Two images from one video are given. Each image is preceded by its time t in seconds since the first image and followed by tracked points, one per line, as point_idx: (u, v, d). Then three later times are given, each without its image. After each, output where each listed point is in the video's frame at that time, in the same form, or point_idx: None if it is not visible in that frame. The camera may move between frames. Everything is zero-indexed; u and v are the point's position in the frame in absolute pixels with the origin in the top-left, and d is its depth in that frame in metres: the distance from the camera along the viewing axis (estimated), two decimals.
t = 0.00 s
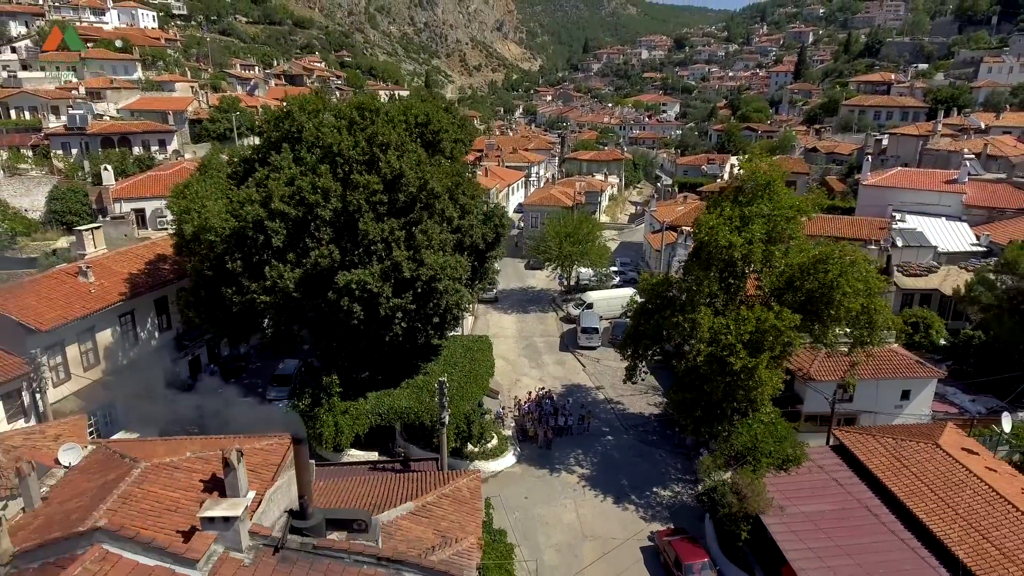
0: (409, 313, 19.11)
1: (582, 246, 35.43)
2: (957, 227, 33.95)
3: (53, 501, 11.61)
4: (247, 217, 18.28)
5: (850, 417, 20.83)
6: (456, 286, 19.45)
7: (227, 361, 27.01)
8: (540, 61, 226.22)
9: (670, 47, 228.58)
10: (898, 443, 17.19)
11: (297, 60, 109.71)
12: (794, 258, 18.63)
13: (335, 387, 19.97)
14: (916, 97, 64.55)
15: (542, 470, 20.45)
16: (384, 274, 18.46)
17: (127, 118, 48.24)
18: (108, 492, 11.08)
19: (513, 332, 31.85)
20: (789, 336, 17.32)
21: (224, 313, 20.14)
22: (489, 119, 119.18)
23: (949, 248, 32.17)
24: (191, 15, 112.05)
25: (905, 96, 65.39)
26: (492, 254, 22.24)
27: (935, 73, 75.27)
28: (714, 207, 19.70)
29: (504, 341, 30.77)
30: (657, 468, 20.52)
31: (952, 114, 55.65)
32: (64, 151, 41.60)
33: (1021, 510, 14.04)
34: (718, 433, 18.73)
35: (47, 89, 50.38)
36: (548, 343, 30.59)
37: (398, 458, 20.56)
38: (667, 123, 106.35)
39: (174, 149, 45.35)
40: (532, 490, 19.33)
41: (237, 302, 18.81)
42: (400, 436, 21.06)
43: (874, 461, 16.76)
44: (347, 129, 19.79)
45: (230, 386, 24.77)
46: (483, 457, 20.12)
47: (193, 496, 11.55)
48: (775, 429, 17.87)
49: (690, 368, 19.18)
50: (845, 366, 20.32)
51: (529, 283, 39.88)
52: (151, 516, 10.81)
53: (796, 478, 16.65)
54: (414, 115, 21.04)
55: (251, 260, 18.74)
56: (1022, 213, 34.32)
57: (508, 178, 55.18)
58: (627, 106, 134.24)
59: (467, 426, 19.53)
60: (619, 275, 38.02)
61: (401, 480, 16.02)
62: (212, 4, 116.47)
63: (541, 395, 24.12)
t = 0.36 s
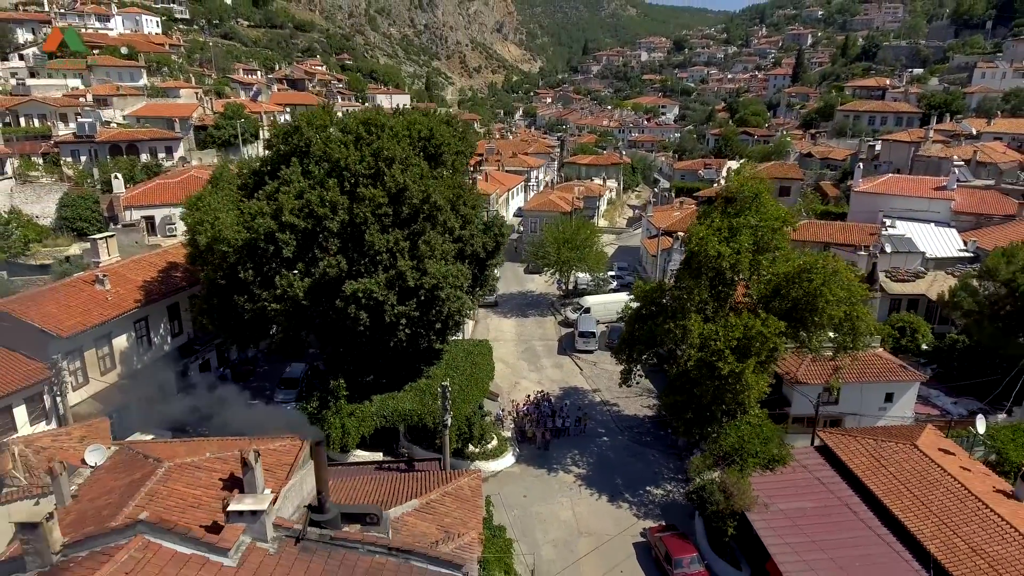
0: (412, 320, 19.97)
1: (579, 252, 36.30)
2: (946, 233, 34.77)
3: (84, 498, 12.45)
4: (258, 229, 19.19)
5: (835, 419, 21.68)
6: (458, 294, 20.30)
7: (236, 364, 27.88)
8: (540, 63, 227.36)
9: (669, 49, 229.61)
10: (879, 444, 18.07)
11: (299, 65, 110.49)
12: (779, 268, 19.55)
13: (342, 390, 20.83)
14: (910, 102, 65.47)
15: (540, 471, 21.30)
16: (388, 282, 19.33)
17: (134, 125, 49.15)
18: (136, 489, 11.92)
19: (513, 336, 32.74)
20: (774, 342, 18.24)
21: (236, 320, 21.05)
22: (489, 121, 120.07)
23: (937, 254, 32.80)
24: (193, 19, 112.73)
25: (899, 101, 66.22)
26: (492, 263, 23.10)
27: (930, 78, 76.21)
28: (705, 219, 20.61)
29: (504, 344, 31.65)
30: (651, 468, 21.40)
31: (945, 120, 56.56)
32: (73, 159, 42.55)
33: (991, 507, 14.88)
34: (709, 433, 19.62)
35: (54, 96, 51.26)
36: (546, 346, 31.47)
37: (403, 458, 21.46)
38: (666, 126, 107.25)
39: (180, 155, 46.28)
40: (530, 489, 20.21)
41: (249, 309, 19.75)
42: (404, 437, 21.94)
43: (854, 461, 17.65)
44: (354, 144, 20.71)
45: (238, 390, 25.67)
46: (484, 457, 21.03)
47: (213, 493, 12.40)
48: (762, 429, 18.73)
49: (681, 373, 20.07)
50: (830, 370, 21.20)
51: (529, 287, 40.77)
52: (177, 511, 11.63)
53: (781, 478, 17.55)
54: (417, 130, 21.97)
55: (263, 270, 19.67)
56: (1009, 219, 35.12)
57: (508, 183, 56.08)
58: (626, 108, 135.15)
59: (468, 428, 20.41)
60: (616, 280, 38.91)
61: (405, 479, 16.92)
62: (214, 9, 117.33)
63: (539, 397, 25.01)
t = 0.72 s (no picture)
0: (415, 330, 20.86)
1: (577, 260, 37.20)
2: (933, 242, 35.73)
3: (110, 499, 13.40)
4: (268, 244, 20.10)
5: (822, 425, 22.56)
6: (459, 304, 21.20)
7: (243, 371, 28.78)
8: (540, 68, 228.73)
9: (668, 54, 231.04)
10: (860, 449, 18.97)
11: (301, 71, 111.48)
12: (766, 280, 20.48)
13: (347, 397, 21.69)
14: (903, 111, 66.58)
15: (538, 474, 22.18)
16: (392, 294, 20.24)
17: (140, 135, 50.08)
18: (158, 491, 12.84)
19: (512, 343, 33.66)
20: (760, 351, 19.14)
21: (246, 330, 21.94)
22: (490, 127, 121.13)
23: (925, 263, 33.78)
24: (196, 26, 113.52)
25: (893, 110, 67.26)
26: (491, 274, 24.00)
27: (923, 87, 77.40)
28: (695, 233, 21.54)
29: (504, 351, 32.58)
30: (644, 471, 22.29)
31: (937, 129, 57.66)
32: (82, 168, 43.45)
33: (962, 508, 15.78)
34: (699, 438, 20.49)
35: (62, 107, 52.16)
36: (544, 353, 32.39)
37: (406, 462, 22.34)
38: (664, 132, 108.31)
39: (186, 165, 47.19)
40: (528, 492, 21.10)
41: (259, 320, 20.64)
42: (407, 442, 22.81)
43: (836, 465, 18.55)
44: (359, 161, 21.65)
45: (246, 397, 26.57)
46: (483, 461, 21.92)
47: (231, 495, 13.29)
48: (750, 434, 19.60)
49: (672, 380, 20.93)
50: (816, 378, 22.10)
51: (528, 295, 41.72)
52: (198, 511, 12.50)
53: (766, 481, 18.44)
54: (420, 147, 22.93)
55: (272, 282, 20.57)
56: (995, 229, 36.09)
57: (507, 191, 57.02)
58: (625, 113, 136.16)
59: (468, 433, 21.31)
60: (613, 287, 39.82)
61: (409, 482, 17.84)
62: (217, 16, 118.32)
63: (537, 402, 25.92)
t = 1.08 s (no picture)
0: (418, 341, 21.76)
1: (575, 270, 38.08)
2: (923, 253, 36.67)
3: (133, 505, 14.27)
4: (278, 259, 21.00)
5: (810, 433, 23.42)
6: (461, 317, 22.08)
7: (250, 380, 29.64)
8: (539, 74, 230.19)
9: (667, 60, 232.50)
10: (844, 456, 19.85)
11: (303, 80, 112.55)
12: (755, 294, 21.38)
13: (353, 406, 22.53)
14: (897, 121, 67.65)
15: (536, 480, 23.02)
16: (397, 307, 21.12)
17: (147, 146, 51.02)
18: (179, 497, 13.70)
19: (512, 351, 34.54)
20: (748, 363, 20.02)
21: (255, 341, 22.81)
22: (490, 134, 122.23)
23: (914, 274, 34.69)
24: (199, 34, 114.54)
25: (887, 120, 68.29)
26: (491, 286, 24.89)
27: (917, 96, 78.54)
28: (687, 248, 22.44)
29: (503, 359, 33.47)
30: (639, 478, 23.14)
31: (929, 140, 58.68)
32: (91, 180, 44.34)
33: (938, 512, 16.64)
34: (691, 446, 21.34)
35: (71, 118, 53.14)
36: (543, 361, 33.28)
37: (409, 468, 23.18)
38: (662, 139, 109.37)
39: (193, 176, 48.10)
40: (527, 497, 21.96)
41: (268, 332, 21.52)
42: (410, 448, 23.67)
43: (821, 471, 19.43)
44: (365, 179, 22.57)
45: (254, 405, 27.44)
46: (484, 468, 22.77)
47: (247, 500, 14.16)
48: (739, 442, 20.44)
49: (665, 389, 21.80)
50: (803, 387, 23.01)
51: (527, 304, 42.62)
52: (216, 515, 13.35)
53: (754, 487, 19.30)
54: (423, 166, 23.87)
55: (282, 296, 21.45)
56: (982, 240, 37.03)
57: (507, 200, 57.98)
58: (624, 120, 137.26)
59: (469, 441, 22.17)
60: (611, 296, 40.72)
61: (413, 487, 18.72)
62: (220, 24, 119.39)
63: (536, 410, 26.81)
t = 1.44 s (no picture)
0: (422, 353, 22.60)
1: (573, 280, 38.91)
2: (913, 263, 37.54)
3: (154, 511, 15.11)
4: (287, 274, 21.88)
5: (799, 440, 24.26)
6: (463, 329, 22.93)
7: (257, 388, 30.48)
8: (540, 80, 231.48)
9: (667, 66, 233.85)
10: (831, 464, 20.69)
11: (305, 87, 113.55)
12: (745, 308, 22.25)
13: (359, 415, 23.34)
14: (892, 130, 68.66)
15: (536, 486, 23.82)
16: (401, 320, 21.98)
17: (154, 157, 51.95)
18: (198, 503, 14.54)
19: (512, 360, 35.40)
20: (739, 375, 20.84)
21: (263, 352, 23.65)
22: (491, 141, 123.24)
23: (904, 284, 35.55)
24: (202, 42, 115.58)
25: (881, 130, 69.35)
26: (491, 299, 25.75)
27: (913, 106, 79.61)
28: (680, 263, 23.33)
29: (504, 368, 34.32)
30: (635, 484, 23.97)
31: (922, 150, 59.65)
32: (99, 191, 45.25)
33: (918, 518, 17.46)
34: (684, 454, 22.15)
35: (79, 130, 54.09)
36: (542, 370, 34.11)
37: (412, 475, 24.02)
38: (661, 146, 110.40)
39: (199, 187, 48.99)
40: (526, 503, 22.80)
41: (278, 344, 22.37)
42: (413, 456, 24.53)
43: (808, 478, 20.28)
44: (370, 197, 23.44)
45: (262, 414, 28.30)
46: (485, 474, 23.61)
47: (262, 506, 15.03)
48: (730, 450, 21.25)
49: (659, 399, 22.62)
50: (792, 397, 23.87)
51: (527, 313, 43.46)
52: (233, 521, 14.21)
53: (744, 494, 20.14)
54: (426, 183, 24.76)
55: (291, 309, 22.31)
56: (971, 251, 37.91)
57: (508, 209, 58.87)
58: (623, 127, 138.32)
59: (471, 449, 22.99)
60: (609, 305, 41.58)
61: (417, 494, 19.57)
62: (223, 32, 120.49)
63: (534, 418, 27.68)
